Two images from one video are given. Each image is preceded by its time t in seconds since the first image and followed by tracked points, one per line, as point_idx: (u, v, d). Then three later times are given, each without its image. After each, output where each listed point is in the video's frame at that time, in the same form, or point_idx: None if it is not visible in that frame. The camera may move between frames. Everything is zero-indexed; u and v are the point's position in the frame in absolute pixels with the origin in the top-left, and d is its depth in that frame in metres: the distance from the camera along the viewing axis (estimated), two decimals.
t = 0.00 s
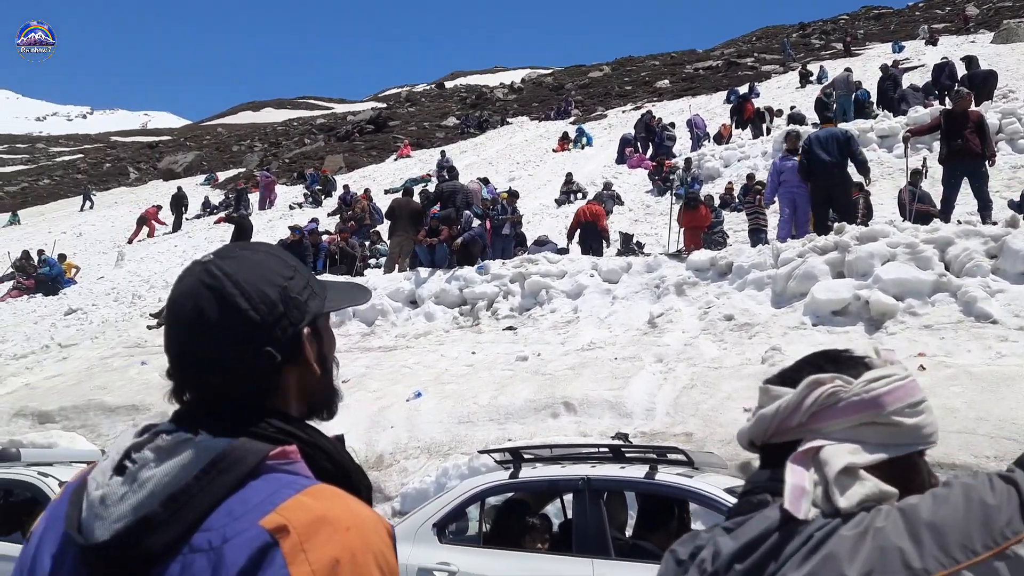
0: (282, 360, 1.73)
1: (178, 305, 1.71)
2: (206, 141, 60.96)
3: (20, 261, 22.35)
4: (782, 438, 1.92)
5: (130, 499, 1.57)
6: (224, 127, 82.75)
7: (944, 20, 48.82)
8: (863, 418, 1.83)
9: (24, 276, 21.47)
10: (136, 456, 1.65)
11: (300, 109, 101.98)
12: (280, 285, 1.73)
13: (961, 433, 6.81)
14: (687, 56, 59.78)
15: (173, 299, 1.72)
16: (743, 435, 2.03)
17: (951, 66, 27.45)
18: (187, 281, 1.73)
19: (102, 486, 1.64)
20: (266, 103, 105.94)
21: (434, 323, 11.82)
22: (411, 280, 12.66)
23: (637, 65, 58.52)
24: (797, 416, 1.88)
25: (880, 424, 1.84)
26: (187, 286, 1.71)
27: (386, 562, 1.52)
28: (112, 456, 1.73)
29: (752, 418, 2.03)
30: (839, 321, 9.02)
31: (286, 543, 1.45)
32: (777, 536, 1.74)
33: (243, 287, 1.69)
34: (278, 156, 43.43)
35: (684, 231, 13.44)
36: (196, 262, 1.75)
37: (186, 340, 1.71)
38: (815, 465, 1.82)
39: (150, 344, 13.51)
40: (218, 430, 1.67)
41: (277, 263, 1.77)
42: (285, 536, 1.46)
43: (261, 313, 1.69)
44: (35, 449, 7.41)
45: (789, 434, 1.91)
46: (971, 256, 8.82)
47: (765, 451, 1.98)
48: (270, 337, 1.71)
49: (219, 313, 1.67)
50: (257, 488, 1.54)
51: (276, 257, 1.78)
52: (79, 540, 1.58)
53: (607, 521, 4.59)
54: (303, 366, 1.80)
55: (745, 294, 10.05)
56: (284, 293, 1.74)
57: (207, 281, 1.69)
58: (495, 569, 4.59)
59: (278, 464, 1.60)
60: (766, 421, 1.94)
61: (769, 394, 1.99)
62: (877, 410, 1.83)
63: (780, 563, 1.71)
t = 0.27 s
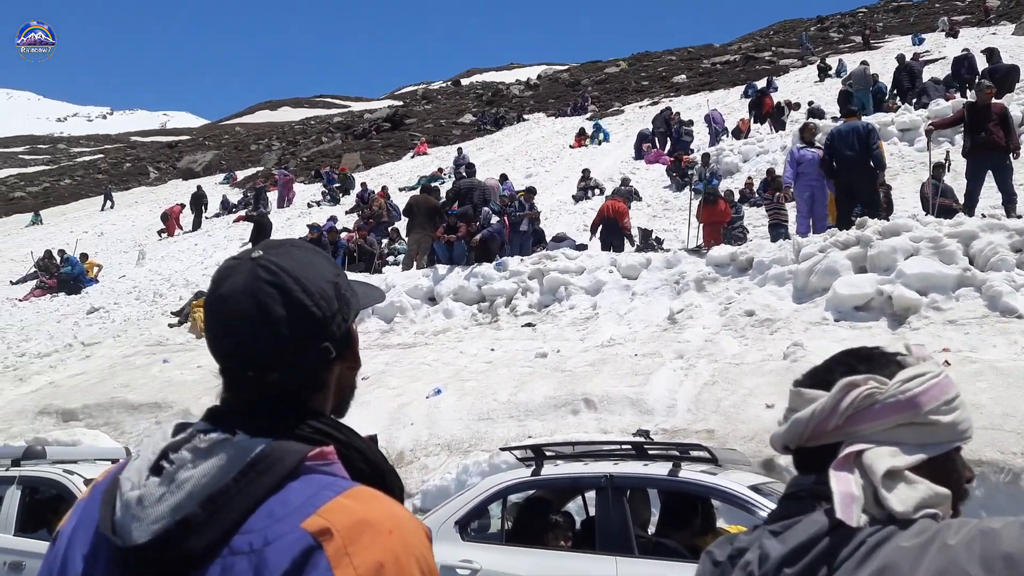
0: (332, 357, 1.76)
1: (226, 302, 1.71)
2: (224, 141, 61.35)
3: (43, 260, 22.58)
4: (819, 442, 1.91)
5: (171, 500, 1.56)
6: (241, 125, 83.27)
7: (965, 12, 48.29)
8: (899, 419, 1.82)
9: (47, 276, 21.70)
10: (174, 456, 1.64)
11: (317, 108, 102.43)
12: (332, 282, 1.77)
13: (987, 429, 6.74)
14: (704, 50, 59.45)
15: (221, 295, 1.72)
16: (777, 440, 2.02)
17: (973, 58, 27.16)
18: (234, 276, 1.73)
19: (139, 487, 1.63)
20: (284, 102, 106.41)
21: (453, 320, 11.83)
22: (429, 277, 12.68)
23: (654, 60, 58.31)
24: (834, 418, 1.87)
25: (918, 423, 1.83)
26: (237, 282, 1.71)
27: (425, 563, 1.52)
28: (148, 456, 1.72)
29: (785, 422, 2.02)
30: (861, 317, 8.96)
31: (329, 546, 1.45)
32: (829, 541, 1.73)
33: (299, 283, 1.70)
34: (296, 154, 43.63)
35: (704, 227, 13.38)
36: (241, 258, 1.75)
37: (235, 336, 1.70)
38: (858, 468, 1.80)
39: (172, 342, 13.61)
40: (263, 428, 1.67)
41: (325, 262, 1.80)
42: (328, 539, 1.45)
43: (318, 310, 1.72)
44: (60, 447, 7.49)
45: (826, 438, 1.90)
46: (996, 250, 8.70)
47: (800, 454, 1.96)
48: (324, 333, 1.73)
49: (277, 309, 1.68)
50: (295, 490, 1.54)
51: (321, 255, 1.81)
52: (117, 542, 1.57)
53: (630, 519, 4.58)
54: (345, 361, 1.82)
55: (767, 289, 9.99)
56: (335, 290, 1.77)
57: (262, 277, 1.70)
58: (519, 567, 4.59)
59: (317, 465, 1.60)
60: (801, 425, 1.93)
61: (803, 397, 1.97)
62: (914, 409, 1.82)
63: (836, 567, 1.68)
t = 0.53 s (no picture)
0: (354, 354, 1.76)
1: (247, 301, 1.70)
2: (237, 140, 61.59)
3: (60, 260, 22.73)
4: (848, 444, 1.90)
5: (196, 504, 1.56)
6: (254, 125, 83.54)
7: (980, 4, 47.84)
8: (930, 418, 1.82)
9: (64, 276, 21.85)
10: (197, 459, 1.64)
11: (330, 107, 102.62)
12: (352, 278, 1.76)
13: (1006, 423, 6.70)
14: (716, 46, 59.18)
15: (241, 293, 1.72)
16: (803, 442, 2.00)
17: (988, 50, 26.92)
18: (254, 274, 1.72)
19: (163, 491, 1.63)
20: (296, 101, 106.75)
21: (467, 318, 11.83)
22: (443, 275, 12.70)
23: (666, 56, 58.09)
24: (863, 421, 1.86)
25: (949, 422, 1.83)
26: (257, 279, 1.71)
27: (454, 567, 1.50)
28: (169, 458, 1.72)
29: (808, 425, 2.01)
30: (878, 312, 8.91)
31: (357, 551, 1.44)
32: (877, 549, 1.72)
33: (320, 280, 1.70)
34: (308, 153, 43.74)
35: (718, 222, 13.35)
36: (260, 256, 1.75)
37: (256, 336, 1.70)
38: (898, 473, 1.80)
39: (187, 341, 13.67)
40: (285, 429, 1.67)
41: (345, 259, 1.80)
42: (357, 543, 1.44)
43: (339, 306, 1.71)
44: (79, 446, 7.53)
45: (857, 441, 1.89)
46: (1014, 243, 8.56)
47: (826, 457, 1.95)
48: (346, 330, 1.73)
49: (299, 306, 1.68)
50: (321, 493, 1.53)
51: (341, 253, 1.82)
52: (143, 546, 1.57)
53: (647, 516, 4.57)
54: (366, 358, 1.82)
55: (782, 285, 9.94)
56: (355, 286, 1.76)
57: (282, 274, 1.69)
58: (535, 564, 4.60)
59: (343, 466, 1.59)
60: (830, 429, 1.91)
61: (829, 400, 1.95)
62: (943, 408, 1.82)
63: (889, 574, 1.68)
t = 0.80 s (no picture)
0: (363, 353, 1.76)
1: (257, 301, 1.72)
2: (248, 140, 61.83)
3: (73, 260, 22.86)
4: (916, 445, 1.93)
5: (207, 506, 1.58)
6: (266, 125, 83.81)
7: None
8: (998, 420, 1.87)
9: (77, 276, 21.98)
10: (208, 461, 1.65)
11: (340, 107, 102.86)
12: (362, 278, 1.76)
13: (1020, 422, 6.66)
14: (727, 43, 59.01)
15: (251, 293, 1.73)
16: (864, 442, 2.02)
17: (1001, 46, 26.73)
18: (264, 274, 1.74)
19: (175, 491, 1.65)
20: (307, 101, 107.08)
21: (477, 316, 11.85)
22: (454, 273, 12.72)
23: (676, 53, 57.96)
24: (933, 422, 1.89)
25: (1015, 424, 1.87)
26: (266, 279, 1.72)
27: (463, 567, 1.50)
28: (181, 459, 1.74)
29: (870, 426, 2.03)
30: (890, 310, 8.89)
31: (364, 553, 1.44)
32: (965, 546, 1.72)
33: (329, 279, 1.70)
34: (319, 153, 43.85)
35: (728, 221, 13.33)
36: (270, 256, 1.77)
37: (265, 336, 1.71)
38: (973, 475, 1.83)
39: (199, 340, 13.74)
40: (295, 430, 1.67)
41: (355, 257, 1.80)
42: (364, 545, 1.44)
43: (348, 306, 1.72)
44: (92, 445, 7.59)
45: (924, 441, 1.92)
46: None
47: (889, 458, 1.99)
48: (355, 330, 1.73)
49: (308, 305, 1.69)
50: (329, 494, 1.54)
51: (350, 252, 1.82)
52: (155, 547, 1.59)
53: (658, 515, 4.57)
54: (377, 357, 1.82)
55: (794, 283, 9.91)
56: (365, 285, 1.77)
57: (291, 274, 1.70)
58: (547, 561, 4.62)
59: (352, 468, 1.59)
60: (898, 429, 1.93)
61: (893, 402, 1.99)
62: (1011, 411, 1.87)
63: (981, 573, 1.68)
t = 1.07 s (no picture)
0: (382, 355, 1.77)
1: (277, 303, 1.72)
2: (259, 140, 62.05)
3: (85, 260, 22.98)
4: (992, 444, 1.95)
5: (222, 508, 1.58)
6: (276, 125, 84.00)
7: None
8: None
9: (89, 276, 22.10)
10: (222, 463, 1.65)
11: (350, 107, 103.01)
12: (380, 278, 1.77)
13: None
14: (737, 40, 58.79)
15: (271, 294, 1.73)
16: (935, 441, 2.03)
17: (1014, 42, 26.52)
18: (284, 275, 1.74)
19: (190, 494, 1.64)
20: (316, 100, 107.33)
21: (487, 316, 11.85)
22: (464, 272, 12.74)
23: (686, 51, 57.76)
24: (1010, 421, 1.92)
25: None
26: (287, 281, 1.73)
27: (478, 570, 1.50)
28: (196, 460, 1.74)
29: (940, 424, 2.05)
30: (902, 308, 8.85)
31: (379, 557, 1.44)
32: None
33: (349, 281, 1.71)
34: (329, 152, 43.93)
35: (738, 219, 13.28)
36: (289, 256, 1.77)
37: (286, 337, 1.71)
38: None
39: (211, 340, 13.79)
40: (313, 430, 1.67)
41: (372, 258, 1.81)
42: (379, 549, 1.45)
43: (368, 307, 1.72)
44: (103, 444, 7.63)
45: (999, 439, 1.94)
46: None
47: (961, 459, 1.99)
48: (374, 330, 1.74)
49: (328, 307, 1.70)
50: (343, 497, 1.54)
51: (367, 253, 1.82)
52: (169, 550, 1.59)
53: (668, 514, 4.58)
54: (395, 359, 1.83)
55: (804, 281, 9.88)
56: (384, 287, 1.77)
57: (312, 274, 1.71)
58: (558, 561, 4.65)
59: (365, 470, 1.59)
60: (973, 428, 1.95)
61: (964, 399, 2.00)
62: None
63: None
